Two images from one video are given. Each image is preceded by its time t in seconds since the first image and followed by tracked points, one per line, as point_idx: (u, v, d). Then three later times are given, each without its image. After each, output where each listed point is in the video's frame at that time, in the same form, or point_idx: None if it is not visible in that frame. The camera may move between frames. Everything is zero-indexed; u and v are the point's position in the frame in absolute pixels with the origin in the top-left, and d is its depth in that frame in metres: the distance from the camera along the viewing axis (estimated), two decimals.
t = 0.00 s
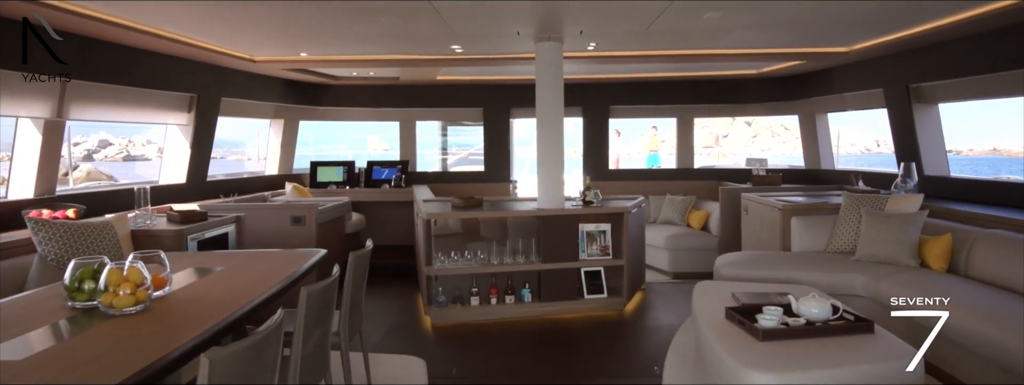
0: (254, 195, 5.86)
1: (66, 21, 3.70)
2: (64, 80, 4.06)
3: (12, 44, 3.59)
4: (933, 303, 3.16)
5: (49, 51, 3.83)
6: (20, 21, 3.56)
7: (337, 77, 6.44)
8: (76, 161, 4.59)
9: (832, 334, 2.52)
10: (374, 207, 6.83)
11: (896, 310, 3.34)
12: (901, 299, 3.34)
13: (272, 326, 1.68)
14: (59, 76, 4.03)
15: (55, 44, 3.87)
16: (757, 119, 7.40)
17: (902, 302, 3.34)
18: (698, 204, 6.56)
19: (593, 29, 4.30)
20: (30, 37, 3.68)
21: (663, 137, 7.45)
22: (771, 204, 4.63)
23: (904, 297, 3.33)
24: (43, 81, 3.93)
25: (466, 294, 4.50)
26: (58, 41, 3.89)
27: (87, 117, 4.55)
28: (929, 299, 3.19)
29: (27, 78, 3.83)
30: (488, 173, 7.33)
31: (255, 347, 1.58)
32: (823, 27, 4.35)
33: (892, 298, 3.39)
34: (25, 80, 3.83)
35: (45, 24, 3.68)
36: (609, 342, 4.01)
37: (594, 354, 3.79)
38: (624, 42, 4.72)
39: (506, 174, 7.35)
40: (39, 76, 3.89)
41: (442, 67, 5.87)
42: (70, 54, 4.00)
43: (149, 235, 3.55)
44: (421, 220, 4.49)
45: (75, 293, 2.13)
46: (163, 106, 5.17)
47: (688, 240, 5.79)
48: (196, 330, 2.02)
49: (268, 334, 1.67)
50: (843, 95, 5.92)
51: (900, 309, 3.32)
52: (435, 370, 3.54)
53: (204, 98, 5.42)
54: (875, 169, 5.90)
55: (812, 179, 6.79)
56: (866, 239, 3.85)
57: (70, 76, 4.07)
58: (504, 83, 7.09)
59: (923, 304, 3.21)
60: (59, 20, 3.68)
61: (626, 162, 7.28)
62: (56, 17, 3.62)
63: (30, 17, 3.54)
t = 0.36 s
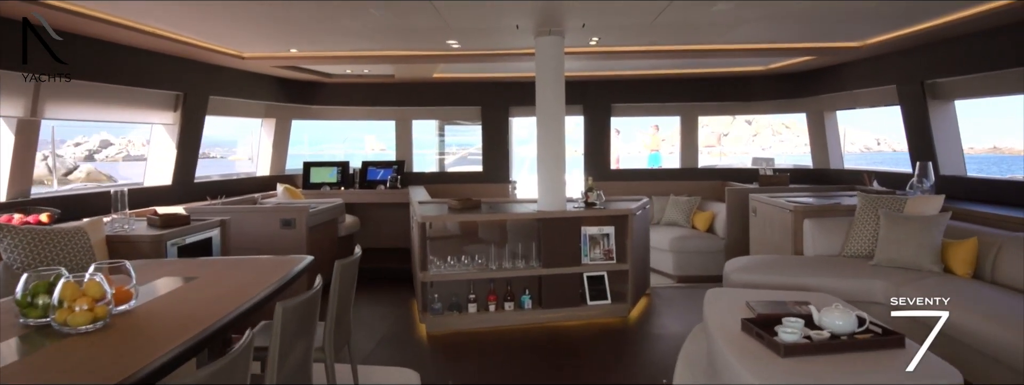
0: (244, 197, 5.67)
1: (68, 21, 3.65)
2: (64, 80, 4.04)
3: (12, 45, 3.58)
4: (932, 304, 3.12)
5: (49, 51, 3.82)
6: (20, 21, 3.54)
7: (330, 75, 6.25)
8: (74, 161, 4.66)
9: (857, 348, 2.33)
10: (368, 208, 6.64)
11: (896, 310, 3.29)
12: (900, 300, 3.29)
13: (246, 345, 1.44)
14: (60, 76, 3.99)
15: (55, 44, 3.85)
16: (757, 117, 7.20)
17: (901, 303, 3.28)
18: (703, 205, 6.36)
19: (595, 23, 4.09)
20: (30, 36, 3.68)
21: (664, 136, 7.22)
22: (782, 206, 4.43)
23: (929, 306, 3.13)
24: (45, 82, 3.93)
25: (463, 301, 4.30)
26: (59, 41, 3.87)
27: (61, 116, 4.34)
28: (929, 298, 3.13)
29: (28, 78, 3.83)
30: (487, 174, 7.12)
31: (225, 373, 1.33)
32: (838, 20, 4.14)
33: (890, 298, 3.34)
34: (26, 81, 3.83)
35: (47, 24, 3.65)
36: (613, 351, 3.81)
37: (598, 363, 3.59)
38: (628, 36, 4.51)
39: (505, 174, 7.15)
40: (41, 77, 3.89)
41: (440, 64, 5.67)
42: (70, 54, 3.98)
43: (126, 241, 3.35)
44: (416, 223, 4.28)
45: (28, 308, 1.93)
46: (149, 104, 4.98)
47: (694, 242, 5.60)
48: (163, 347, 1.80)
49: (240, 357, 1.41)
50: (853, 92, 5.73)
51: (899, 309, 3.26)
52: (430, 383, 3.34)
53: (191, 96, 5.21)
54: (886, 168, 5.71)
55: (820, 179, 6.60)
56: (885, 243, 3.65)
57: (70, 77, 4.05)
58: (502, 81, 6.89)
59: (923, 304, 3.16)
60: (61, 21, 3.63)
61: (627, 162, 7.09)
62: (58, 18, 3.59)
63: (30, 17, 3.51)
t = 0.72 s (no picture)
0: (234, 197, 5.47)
1: (72, 21, 3.71)
2: (64, 81, 4.15)
3: (14, 45, 3.60)
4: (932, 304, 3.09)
5: (49, 51, 3.85)
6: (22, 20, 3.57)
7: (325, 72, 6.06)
8: (77, 159, 4.74)
9: (890, 368, 2.13)
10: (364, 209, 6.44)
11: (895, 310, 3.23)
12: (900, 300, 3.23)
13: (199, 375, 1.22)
14: (60, 77, 4.11)
15: (56, 43, 3.89)
16: (759, 118, 7.02)
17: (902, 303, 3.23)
18: (709, 209, 6.16)
19: (601, 16, 3.88)
20: (32, 36, 3.69)
21: (665, 138, 7.08)
22: (795, 211, 4.22)
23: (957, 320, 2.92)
24: (44, 82, 4.01)
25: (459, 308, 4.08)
26: (58, 42, 3.90)
27: (35, 111, 4.14)
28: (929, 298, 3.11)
29: (27, 78, 3.90)
30: (486, 175, 6.92)
31: None
32: (856, 15, 3.93)
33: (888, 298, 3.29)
34: (25, 80, 3.90)
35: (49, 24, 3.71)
36: (618, 363, 3.60)
37: (602, 375, 3.38)
38: (634, 31, 4.31)
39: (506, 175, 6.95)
40: (39, 76, 3.96)
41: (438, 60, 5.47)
42: (72, 55, 4.01)
43: (100, 245, 3.13)
44: (411, 226, 4.08)
45: None
46: (133, 99, 4.79)
47: (700, 247, 5.40)
48: (123, 365, 1.59)
49: None
50: (866, 92, 5.53)
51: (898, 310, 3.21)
52: None
53: (178, 92, 5.01)
54: (900, 172, 5.51)
55: (830, 182, 6.40)
56: (907, 251, 3.45)
57: (69, 77, 4.17)
58: (502, 79, 6.69)
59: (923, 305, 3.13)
60: (63, 21, 3.67)
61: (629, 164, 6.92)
62: (62, 18, 3.66)
63: (33, 17, 3.58)
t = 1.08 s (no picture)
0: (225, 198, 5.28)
1: (72, 20, 3.70)
2: (64, 80, 4.15)
3: (11, 44, 3.58)
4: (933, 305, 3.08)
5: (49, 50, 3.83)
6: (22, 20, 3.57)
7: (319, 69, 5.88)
8: (77, 156, 4.70)
9: None
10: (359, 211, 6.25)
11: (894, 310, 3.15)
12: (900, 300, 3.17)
13: None
14: (60, 76, 4.11)
15: (56, 43, 3.87)
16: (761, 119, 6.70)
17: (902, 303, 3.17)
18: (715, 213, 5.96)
19: (608, 11, 3.69)
20: (32, 35, 3.68)
21: (666, 138, 6.85)
22: (809, 217, 4.02)
23: (989, 336, 2.72)
24: (44, 81, 4.02)
25: (456, 317, 3.88)
26: (57, 41, 3.88)
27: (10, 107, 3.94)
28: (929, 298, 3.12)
29: (27, 78, 3.91)
30: (486, 176, 6.73)
31: None
32: (876, 13, 3.73)
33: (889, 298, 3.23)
34: (25, 80, 3.91)
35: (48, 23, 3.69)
36: (623, 377, 3.40)
37: None
38: (641, 27, 4.11)
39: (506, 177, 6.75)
40: (40, 76, 3.98)
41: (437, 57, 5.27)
42: (70, 53, 3.99)
43: (71, 250, 2.92)
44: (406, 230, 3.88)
45: None
46: (117, 95, 4.59)
47: (707, 253, 5.20)
48: None
49: None
50: (880, 93, 5.34)
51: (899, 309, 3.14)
52: None
53: (165, 89, 4.81)
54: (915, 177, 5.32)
55: (841, 187, 6.20)
56: (931, 263, 3.26)
57: (69, 77, 4.18)
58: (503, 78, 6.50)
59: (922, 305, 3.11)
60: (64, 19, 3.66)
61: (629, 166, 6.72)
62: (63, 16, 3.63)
63: (34, 16, 3.59)
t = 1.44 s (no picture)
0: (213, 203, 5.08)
1: (70, 21, 3.59)
2: (64, 79, 4.05)
3: (11, 44, 3.49)
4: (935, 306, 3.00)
5: (48, 50, 3.73)
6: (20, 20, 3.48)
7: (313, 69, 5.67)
8: (77, 158, 4.63)
9: None
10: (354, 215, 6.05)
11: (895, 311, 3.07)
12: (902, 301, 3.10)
13: None
14: (59, 76, 4.01)
15: (54, 44, 3.78)
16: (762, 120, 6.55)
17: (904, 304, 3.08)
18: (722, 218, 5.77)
19: (614, 6, 3.48)
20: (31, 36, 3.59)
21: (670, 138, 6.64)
22: (824, 223, 3.82)
23: None
24: (43, 81, 3.92)
25: (453, 330, 3.67)
26: (56, 42, 3.79)
27: None
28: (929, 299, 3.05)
29: (27, 78, 3.82)
30: (485, 179, 6.52)
31: None
32: (898, 8, 3.53)
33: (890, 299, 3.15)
34: (25, 81, 3.83)
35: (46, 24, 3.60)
36: None
37: None
38: (648, 23, 3.91)
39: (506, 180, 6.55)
40: (39, 76, 3.88)
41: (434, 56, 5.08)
42: (70, 54, 3.89)
43: (37, 262, 2.72)
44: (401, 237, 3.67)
45: None
46: (98, 96, 4.38)
47: (715, 259, 5.00)
48: None
49: None
50: (894, 93, 5.14)
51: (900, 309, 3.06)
52: None
53: (150, 90, 4.61)
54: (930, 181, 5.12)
55: (852, 189, 6.01)
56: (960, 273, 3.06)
57: (70, 77, 4.08)
58: (502, 78, 6.30)
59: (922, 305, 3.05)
60: (60, 20, 3.54)
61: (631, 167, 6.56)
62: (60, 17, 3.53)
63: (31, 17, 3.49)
